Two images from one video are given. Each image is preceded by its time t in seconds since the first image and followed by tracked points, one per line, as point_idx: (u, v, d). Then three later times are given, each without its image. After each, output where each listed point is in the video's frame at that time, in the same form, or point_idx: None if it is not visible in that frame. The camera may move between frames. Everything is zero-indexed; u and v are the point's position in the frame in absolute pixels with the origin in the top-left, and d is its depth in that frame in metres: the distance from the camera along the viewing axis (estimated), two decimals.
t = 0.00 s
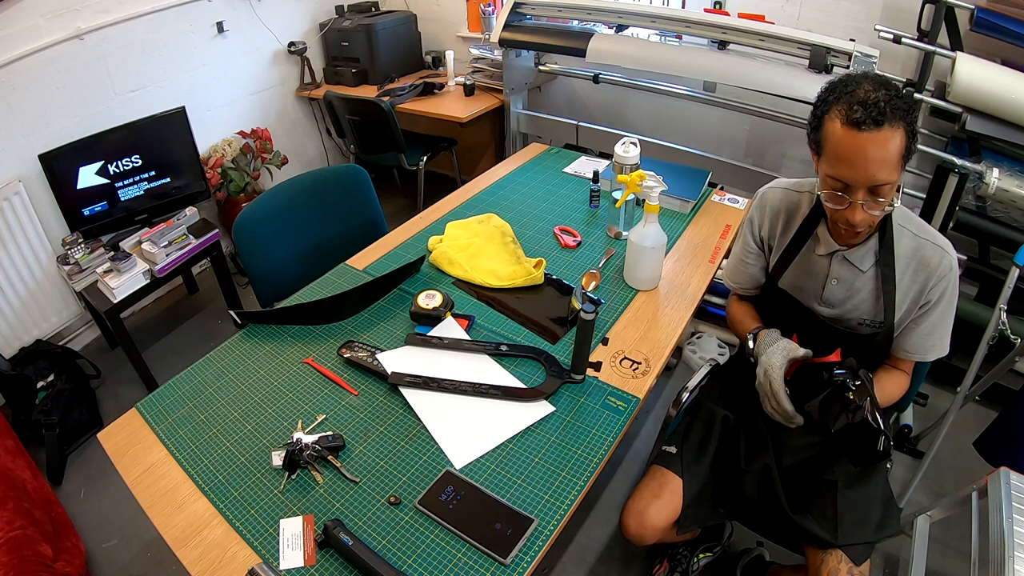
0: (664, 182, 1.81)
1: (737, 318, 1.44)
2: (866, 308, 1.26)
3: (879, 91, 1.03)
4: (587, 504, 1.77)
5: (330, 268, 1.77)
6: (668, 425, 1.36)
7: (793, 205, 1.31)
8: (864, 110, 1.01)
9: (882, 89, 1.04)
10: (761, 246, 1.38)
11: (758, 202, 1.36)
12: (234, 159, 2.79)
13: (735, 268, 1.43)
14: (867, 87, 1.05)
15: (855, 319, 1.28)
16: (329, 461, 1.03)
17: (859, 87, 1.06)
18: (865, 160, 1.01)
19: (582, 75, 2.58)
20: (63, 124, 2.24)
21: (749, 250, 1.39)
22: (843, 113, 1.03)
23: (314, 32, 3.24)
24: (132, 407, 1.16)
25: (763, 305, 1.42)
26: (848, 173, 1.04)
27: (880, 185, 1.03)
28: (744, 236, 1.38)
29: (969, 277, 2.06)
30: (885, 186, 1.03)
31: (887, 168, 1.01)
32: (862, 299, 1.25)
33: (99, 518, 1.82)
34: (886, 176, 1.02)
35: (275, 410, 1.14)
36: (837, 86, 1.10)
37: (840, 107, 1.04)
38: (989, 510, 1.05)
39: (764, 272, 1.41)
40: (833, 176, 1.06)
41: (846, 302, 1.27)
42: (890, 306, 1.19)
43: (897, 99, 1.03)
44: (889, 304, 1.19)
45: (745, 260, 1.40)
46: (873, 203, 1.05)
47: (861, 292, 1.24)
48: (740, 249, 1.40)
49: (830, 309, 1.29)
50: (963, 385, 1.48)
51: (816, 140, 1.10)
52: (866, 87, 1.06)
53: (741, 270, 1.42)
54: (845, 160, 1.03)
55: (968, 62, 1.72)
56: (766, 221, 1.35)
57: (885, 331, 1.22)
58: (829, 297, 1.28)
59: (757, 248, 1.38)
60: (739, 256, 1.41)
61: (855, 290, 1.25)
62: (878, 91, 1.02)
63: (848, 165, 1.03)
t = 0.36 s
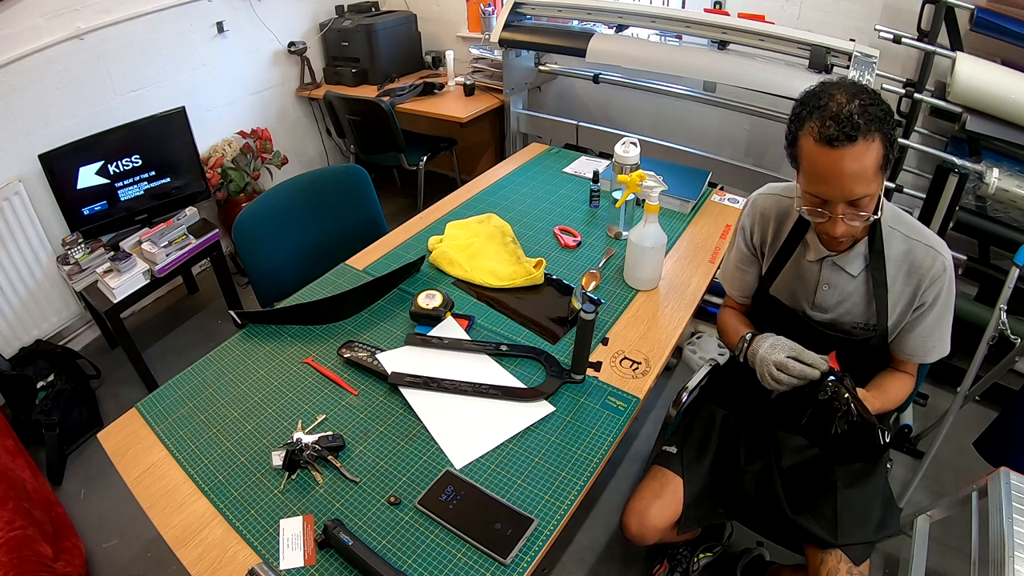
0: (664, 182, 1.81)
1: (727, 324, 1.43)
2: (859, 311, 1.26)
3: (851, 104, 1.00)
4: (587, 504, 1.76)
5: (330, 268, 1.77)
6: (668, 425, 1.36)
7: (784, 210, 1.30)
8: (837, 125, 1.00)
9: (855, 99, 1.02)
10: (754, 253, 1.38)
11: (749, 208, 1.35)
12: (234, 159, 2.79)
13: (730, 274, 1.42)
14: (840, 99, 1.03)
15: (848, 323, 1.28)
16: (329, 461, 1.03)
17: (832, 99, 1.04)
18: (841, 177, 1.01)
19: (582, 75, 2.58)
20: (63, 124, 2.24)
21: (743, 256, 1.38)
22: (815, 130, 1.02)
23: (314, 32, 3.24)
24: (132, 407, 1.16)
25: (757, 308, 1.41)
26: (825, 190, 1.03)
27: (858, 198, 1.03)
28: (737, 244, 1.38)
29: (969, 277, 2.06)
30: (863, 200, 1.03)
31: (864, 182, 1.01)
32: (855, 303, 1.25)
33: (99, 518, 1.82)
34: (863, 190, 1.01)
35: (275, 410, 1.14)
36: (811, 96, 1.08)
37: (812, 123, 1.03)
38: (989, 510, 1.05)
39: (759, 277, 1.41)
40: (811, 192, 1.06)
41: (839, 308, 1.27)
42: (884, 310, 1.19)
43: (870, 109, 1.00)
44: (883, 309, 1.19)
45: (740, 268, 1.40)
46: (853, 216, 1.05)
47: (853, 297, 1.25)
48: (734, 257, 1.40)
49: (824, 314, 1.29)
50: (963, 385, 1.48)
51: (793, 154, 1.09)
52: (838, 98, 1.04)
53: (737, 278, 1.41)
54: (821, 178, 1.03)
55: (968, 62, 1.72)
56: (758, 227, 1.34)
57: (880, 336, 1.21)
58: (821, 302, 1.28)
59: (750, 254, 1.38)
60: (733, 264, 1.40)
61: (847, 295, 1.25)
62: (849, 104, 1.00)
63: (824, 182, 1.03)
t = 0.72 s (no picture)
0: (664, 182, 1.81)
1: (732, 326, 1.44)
2: (856, 318, 1.26)
3: (853, 114, 1.01)
4: (588, 504, 1.76)
5: (330, 268, 1.77)
6: (669, 426, 1.36)
7: (780, 216, 1.30)
8: (840, 135, 1.00)
9: (857, 109, 1.03)
10: (751, 258, 1.38)
11: (745, 214, 1.34)
12: (234, 159, 2.79)
13: (728, 279, 1.42)
14: (841, 110, 1.03)
15: (846, 330, 1.29)
16: (329, 461, 1.03)
17: (833, 110, 1.04)
18: (845, 188, 1.00)
19: (582, 75, 2.58)
20: (63, 124, 2.24)
21: (739, 263, 1.38)
22: (818, 141, 1.01)
23: (314, 32, 3.24)
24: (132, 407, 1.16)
25: (756, 313, 1.41)
26: (828, 202, 1.03)
27: (862, 210, 1.02)
28: (734, 250, 1.37)
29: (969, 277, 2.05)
30: (867, 211, 1.02)
31: (868, 193, 1.00)
32: (852, 310, 1.26)
33: (99, 519, 1.82)
34: (867, 201, 1.01)
35: (275, 410, 1.14)
36: (810, 108, 1.08)
37: (814, 134, 1.03)
38: (989, 510, 1.05)
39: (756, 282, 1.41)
40: (814, 204, 1.05)
41: (836, 315, 1.27)
42: (881, 319, 1.19)
43: (872, 119, 1.01)
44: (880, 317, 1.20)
45: (737, 274, 1.40)
46: (856, 227, 1.04)
47: (850, 304, 1.25)
48: (731, 264, 1.40)
49: (822, 321, 1.30)
50: (963, 385, 1.48)
51: (795, 166, 1.09)
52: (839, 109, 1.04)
53: (733, 282, 1.42)
54: (824, 189, 1.02)
55: (968, 62, 1.72)
56: (754, 233, 1.34)
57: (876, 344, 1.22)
58: (819, 310, 1.28)
59: (746, 260, 1.38)
60: (730, 270, 1.41)
61: (844, 302, 1.25)
62: (851, 114, 1.01)
63: (828, 194, 1.02)
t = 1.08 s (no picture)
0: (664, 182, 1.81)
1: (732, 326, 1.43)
2: (859, 321, 1.26)
3: (866, 119, 1.01)
4: (588, 504, 1.76)
5: (330, 268, 1.77)
6: (669, 426, 1.36)
7: (785, 218, 1.30)
8: (854, 140, 1.00)
9: (869, 114, 1.03)
10: (755, 259, 1.37)
11: (751, 214, 1.34)
12: (234, 159, 2.79)
13: (730, 280, 1.42)
14: (853, 114, 1.03)
15: (849, 333, 1.29)
16: (329, 461, 1.03)
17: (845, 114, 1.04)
18: (857, 193, 1.00)
19: (582, 75, 2.58)
20: (63, 124, 2.24)
21: (743, 264, 1.38)
22: (830, 145, 1.01)
23: (314, 32, 3.24)
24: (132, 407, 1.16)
25: (758, 314, 1.40)
26: (839, 206, 1.02)
27: (873, 215, 1.02)
28: (738, 250, 1.37)
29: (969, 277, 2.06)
30: (878, 216, 1.02)
31: (880, 198, 1.00)
32: (856, 314, 1.26)
33: (99, 519, 1.82)
34: (879, 207, 1.01)
35: (275, 410, 1.14)
36: (822, 112, 1.08)
37: (827, 138, 1.02)
38: (989, 510, 1.05)
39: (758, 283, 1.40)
40: (824, 209, 1.05)
41: (840, 318, 1.27)
42: (885, 322, 1.19)
43: (886, 125, 1.01)
44: (884, 320, 1.20)
45: (740, 274, 1.39)
46: (866, 232, 1.04)
47: (854, 307, 1.25)
48: (734, 264, 1.39)
49: (824, 324, 1.30)
50: (963, 385, 1.48)
51: (804, 170, 1.09)
52: (850, 113, 1.04)
53: (736, 283, 1.41)
54: (837, 195, 1.02)
55: (968, 62, 1.72)
56: (759, 234, 1.34)
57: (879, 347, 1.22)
58: (822, 312, 1.28)
59: (749, 261, 1.38)
60: (733, 271, 1.40)
61: (848, 305, 1.25)
62: (865, 119, 1.01)
63: (840, 199, 1.02)
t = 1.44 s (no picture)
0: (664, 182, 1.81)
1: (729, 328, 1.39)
2: (860, 321, 1.26)
3: (883, 114, 1.01)
4: (588, 504, 1.76)
5: (330, 268, 1.77)
6: (669, 426, 1.36)
7: (789, 216, 1.30)
8: (869, 135, 0.99)
9: (884, 110, 1.02)
10: (757, 258, 1.36)
11: (754, 212, 1.34)
12: (234, 159, 2.79)
13: (732, 279, 1.41)
14: (868, 109, 1.03)
15: (850, 333, 1.29)
16: (329, 461, 1.03)
17: (860, 109, 1.04)
18: (871, 187, 1.00)
19: (582, 75, 2.58)
20: (63, 124, 2.24)
21: (746, 262, 1.36)
22: (846, 138, 1.01)
23: (314, 32, 3.24)
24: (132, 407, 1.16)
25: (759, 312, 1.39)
26: (852, 200, 1.02)
27: (884, 211, 1.02)
28: (740, 248, 1.36)
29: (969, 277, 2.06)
30: (888, 212, 1.02)
31: (892, 194, 1.00)
32: (858, 313, 1.26)
33: (98, 519, 1.82)
34: (891, 203, 1.01)
35: (275, 410, 1.14)
36: (836, 106, 1.08)
37: (843, 130, 1.02)
38: (989, 510, 1.05)
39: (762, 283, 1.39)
40: (836, 202, 1.04)
41: (841, 318, 1.27)
42: (887, 322, 1.19)
43: (901, 122, 1.01)
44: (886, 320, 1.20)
45: (742, 273, 1.38)
46: (876, 228, 1.04)
47: (856, 308, 1.25)
48: (737, 263, 1.38)
49: (825, 323, 1.30)
50: (963, 385, 1.48)
51: (815, 163, 1.08)
52: (865, 108, 1.04)
53: (738, 282, 1.39)
54: (850, 189, 1.02)
55: (968, 62, 1.72)
56: (761, 232, 1.34)
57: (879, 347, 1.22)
58: (824, 312, 1.28)
59: (753, 261, 1.37)
60: (736, 269, 1.39)
61: (850, 304, 1.25)
62: (881, 114, 1.01)
63: (854, 192, 1.01)
